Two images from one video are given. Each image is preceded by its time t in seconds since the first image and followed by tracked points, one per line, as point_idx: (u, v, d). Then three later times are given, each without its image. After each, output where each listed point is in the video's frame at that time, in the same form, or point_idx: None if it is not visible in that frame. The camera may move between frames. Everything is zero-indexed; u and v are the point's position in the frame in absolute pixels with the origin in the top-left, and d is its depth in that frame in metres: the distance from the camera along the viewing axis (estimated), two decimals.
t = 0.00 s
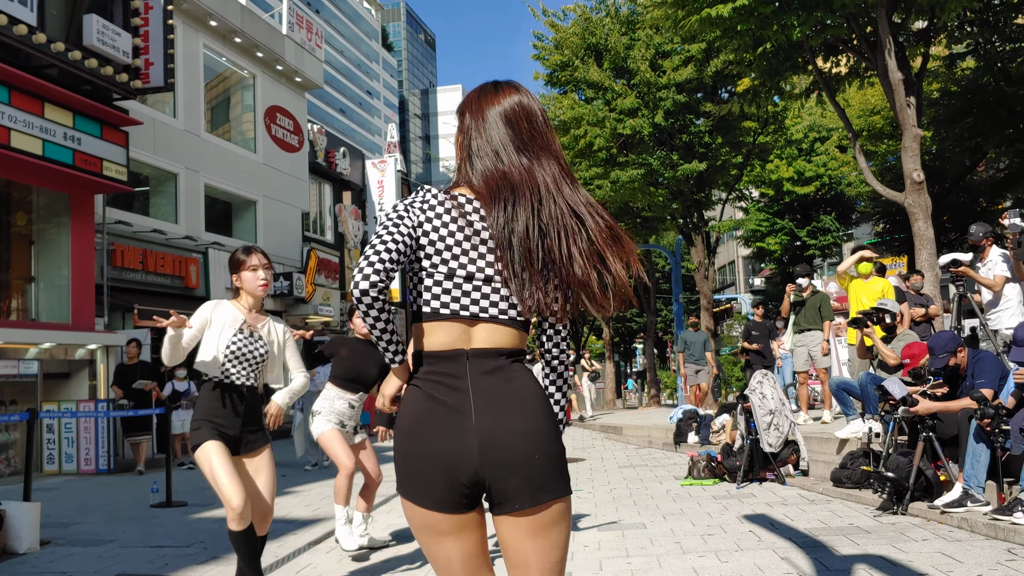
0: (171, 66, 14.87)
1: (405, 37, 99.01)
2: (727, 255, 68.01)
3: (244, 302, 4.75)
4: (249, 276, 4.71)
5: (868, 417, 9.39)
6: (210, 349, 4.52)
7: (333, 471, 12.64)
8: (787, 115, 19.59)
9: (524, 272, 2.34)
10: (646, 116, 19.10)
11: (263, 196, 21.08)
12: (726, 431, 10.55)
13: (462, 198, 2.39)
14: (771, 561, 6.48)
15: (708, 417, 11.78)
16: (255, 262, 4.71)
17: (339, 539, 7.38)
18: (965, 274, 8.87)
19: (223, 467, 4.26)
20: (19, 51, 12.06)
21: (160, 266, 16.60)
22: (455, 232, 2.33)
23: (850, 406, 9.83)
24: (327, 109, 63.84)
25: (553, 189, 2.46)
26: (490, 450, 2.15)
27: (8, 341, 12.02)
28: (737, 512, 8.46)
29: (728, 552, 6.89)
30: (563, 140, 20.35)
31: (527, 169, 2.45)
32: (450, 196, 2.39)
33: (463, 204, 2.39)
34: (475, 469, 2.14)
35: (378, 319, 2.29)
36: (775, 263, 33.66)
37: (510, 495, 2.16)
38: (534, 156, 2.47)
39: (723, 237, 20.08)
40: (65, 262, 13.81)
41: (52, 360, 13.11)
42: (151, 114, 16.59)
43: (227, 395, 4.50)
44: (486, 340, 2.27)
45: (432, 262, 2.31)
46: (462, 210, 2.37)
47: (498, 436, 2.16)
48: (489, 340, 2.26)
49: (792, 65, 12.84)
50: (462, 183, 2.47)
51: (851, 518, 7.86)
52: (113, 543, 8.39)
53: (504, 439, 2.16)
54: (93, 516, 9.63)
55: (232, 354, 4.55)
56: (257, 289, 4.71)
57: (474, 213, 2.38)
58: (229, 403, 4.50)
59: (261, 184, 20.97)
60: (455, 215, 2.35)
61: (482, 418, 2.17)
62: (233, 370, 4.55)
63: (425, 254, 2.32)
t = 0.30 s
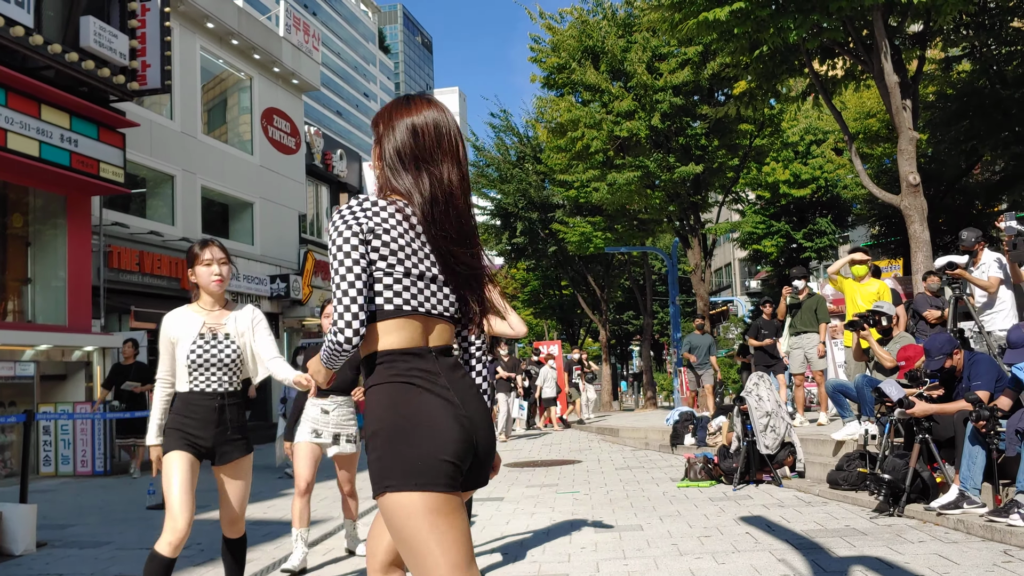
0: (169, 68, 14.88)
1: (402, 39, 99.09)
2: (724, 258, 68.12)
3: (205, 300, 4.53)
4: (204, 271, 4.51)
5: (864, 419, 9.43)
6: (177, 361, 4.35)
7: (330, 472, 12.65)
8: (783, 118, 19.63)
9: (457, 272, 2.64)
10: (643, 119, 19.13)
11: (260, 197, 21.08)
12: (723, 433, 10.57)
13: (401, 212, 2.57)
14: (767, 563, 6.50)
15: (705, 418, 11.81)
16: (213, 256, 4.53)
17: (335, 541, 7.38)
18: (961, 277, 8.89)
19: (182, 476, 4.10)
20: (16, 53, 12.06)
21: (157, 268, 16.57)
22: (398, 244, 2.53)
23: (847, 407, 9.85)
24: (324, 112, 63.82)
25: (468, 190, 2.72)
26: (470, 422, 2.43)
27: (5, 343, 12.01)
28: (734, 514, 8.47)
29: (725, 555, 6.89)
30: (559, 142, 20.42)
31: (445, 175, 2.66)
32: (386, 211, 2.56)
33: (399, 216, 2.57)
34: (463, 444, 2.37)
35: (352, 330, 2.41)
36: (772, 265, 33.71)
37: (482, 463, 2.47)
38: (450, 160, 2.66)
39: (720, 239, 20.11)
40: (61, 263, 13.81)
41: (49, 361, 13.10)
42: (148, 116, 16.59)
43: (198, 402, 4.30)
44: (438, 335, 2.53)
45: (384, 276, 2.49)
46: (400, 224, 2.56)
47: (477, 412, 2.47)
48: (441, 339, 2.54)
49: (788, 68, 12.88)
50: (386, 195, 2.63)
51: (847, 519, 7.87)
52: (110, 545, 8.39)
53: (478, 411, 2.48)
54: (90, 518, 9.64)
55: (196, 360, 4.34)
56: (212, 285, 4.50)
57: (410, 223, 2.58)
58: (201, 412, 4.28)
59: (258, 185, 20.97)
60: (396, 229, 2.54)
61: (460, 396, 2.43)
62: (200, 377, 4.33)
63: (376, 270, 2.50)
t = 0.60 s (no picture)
0: (173, 68, 14.90)
1: (406, 40, 99.21)
2: (728, 258, 68.12)
3: (197, 293, 4.52)
4: (203, 262, 4.52)
5: (869, 420, 9.43)
6: (172, 356, 4.24)
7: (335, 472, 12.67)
8: (787, 118, 19.64)
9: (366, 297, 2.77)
10: (647, 119, 19.14)
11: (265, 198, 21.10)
12: (727, 433, 10.57)
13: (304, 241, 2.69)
14: (773, 563, 6.48)
15: (709, 419, 11.81)
16: (213, 249, 4.56)
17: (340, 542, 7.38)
18: (966, 276, 8.87)
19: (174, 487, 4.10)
20: (21, 53, 12.09)
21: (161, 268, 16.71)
22: (305, 277, 2.65)
23: (851, 408, 9.84)
24: (327, 112, 63.89)
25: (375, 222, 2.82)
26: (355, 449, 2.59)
27: (10, 343, 12.02)
28: (739, 514, 8.46)
29: (730, 555, 6.88)
30: (563, 143, 20.48)
31: (351, 208, 2.76)
32: (296, 246, 2.66)
33: (306, 248, 2.68)
34: (344, 469, 2.55)
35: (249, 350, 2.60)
36: (775, 265, 33.69)
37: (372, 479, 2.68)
38: (355, 194, 2.76)
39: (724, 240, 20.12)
40: (66, 263, 13.83)
41: (54, 361, 13.12)
42: (152, 116, 16.61)
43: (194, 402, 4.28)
44: (343, 357, 2.69)
45: (288, 310, 2.62)
46: (305, 258, 2.67)
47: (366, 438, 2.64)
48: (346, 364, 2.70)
49: (792, 68, 12.88)
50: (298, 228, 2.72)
51: (853, 520, 7.86)
52: (115, 545, 8.41)
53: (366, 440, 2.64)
54: (95, 518, 9.65)
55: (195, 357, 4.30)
56: (211, 278, 4.53)
57: (318, 256, 2.67)
58: (198, 412, 4.27)
59: (262, 185, 20.99)
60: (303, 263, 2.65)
61: (354, 422, 2.61)
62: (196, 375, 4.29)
63: (282, 304, 2.62)
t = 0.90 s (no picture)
0: (189, 66, 14.95)
1: (419, 37, 99.33)
2: (743, 252, 67.90)
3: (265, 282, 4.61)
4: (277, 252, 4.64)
5: (887, 414, 9.39)
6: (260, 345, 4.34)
7: (354, 466, 12.71)
8: (803, 111, 19.55)
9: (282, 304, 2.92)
10: (662, 113, 19.09)
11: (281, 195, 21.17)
12: (745, 427, 10.54)
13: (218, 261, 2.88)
14: (792, 557, 6.46)
15: (726, 413, 11.78)
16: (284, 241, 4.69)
17: (359, 536, 7.40)
18: (986, 269, 8.79)
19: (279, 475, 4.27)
20: (38, 51, 12.16)
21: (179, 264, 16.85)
22: (215, 291, 2.84)
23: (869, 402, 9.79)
24: (342, 108, 64.07)
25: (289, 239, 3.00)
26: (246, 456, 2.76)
27: (30, 340, 12.15)
28: (757, 509, 8.44)
29: (748, 549, 6.85)
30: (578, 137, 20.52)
31: (261, 225, 2.95)
32: (206, 267, 2.85)
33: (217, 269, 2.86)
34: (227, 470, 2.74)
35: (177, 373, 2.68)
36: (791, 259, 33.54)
37: (265, 489, 2.74)
38: (265, 212, 2.95)
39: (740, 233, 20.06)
40: (84, 260, 13.91)
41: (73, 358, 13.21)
42: (169, 114, 16.69)
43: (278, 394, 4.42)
44: (258, 366, 2.85)
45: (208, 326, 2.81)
46: (215, 274, 2.86)
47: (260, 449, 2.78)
48: (262, 370, 2.86)
49: (808, 60, 12.82)
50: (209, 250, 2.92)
51: (872, 514, 7.82)
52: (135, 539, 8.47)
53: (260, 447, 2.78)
54: (115, 513, 9.72)
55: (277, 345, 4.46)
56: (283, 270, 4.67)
57: (227, 273, 2.86)
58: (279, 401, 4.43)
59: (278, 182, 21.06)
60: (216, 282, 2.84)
61: (249, 428, 2.76)
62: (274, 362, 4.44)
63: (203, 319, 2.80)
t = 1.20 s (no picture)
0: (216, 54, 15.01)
1: (442, 23, 99.16)
2: (773, 235, 67.31)
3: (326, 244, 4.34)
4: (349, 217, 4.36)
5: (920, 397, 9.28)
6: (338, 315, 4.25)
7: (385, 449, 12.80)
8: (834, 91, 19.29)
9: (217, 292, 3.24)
10: (689, 96, 18.95)
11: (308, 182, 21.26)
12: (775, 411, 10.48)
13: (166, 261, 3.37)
14: (825, 540, 6.42)
15: (756, 396, 11.71)
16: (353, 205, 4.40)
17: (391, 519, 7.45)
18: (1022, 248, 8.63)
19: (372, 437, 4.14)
20: (66, 42, 12.28)
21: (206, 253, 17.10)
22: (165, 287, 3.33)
23: (902, 384, 9.66)
24: (369, 96, 64.21)
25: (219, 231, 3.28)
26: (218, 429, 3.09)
27: (64, 328, 12.55)
28: (788, 492, 8.39)
29: (780, 532, 6.82)
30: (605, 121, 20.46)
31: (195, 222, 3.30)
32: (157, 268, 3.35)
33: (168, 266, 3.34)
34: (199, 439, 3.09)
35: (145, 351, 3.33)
36: (820, 242, 33.20)
37: (232, 459, 3.09)
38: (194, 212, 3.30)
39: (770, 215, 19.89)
40: (115, 249, 14.08)
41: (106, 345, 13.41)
42: (197, 102, 16.80)
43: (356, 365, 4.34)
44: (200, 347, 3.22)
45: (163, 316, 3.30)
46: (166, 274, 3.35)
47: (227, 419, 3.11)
48: (229, 348, 3.19)
49: (839, 39, 12.65)
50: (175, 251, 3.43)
51: (905, 498, 7.76)
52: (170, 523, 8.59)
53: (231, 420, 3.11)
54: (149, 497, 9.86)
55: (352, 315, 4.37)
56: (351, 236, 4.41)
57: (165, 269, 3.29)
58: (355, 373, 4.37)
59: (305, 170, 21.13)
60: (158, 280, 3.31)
61: (215, 407, 3.10)
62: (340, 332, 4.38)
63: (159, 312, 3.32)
